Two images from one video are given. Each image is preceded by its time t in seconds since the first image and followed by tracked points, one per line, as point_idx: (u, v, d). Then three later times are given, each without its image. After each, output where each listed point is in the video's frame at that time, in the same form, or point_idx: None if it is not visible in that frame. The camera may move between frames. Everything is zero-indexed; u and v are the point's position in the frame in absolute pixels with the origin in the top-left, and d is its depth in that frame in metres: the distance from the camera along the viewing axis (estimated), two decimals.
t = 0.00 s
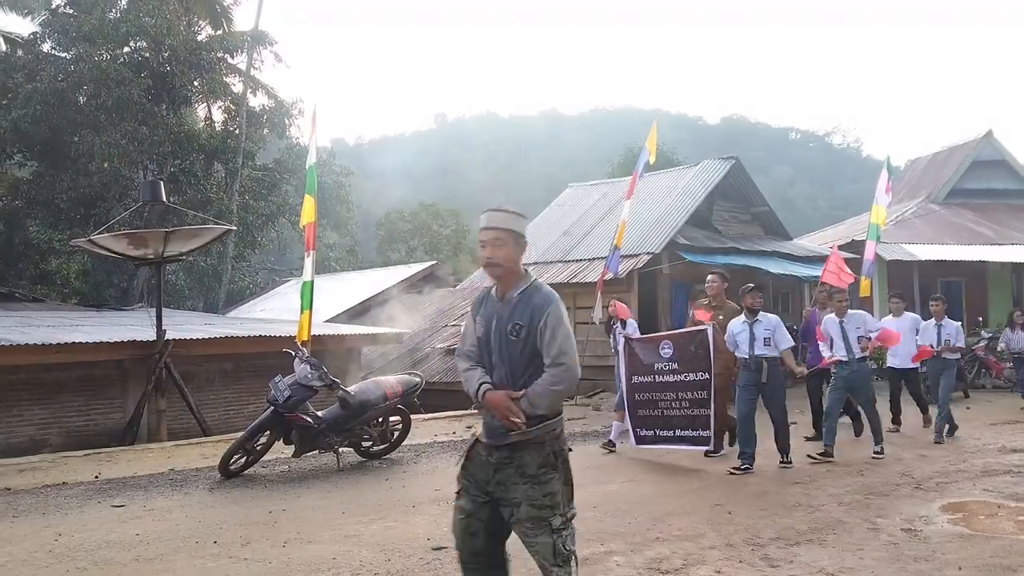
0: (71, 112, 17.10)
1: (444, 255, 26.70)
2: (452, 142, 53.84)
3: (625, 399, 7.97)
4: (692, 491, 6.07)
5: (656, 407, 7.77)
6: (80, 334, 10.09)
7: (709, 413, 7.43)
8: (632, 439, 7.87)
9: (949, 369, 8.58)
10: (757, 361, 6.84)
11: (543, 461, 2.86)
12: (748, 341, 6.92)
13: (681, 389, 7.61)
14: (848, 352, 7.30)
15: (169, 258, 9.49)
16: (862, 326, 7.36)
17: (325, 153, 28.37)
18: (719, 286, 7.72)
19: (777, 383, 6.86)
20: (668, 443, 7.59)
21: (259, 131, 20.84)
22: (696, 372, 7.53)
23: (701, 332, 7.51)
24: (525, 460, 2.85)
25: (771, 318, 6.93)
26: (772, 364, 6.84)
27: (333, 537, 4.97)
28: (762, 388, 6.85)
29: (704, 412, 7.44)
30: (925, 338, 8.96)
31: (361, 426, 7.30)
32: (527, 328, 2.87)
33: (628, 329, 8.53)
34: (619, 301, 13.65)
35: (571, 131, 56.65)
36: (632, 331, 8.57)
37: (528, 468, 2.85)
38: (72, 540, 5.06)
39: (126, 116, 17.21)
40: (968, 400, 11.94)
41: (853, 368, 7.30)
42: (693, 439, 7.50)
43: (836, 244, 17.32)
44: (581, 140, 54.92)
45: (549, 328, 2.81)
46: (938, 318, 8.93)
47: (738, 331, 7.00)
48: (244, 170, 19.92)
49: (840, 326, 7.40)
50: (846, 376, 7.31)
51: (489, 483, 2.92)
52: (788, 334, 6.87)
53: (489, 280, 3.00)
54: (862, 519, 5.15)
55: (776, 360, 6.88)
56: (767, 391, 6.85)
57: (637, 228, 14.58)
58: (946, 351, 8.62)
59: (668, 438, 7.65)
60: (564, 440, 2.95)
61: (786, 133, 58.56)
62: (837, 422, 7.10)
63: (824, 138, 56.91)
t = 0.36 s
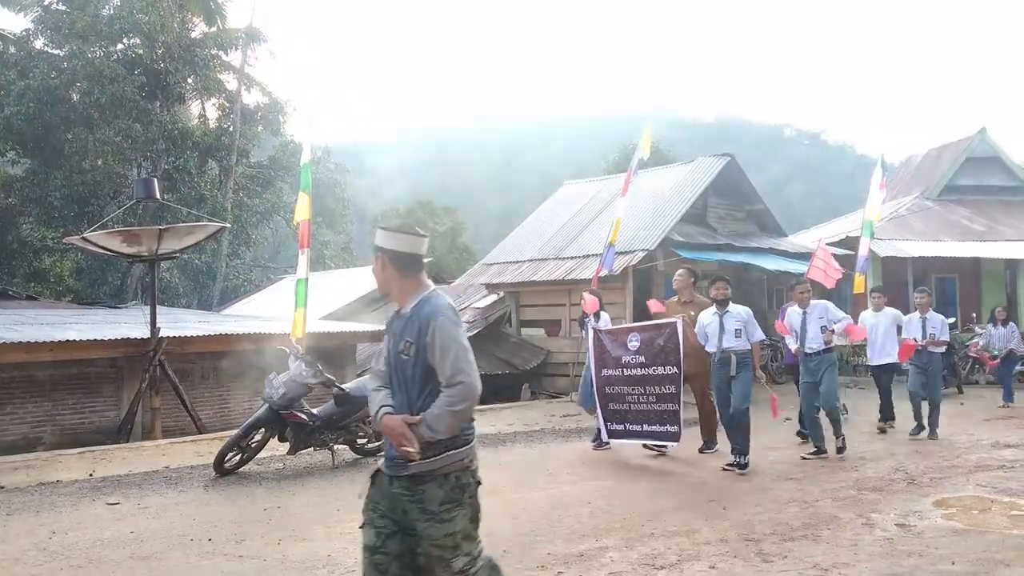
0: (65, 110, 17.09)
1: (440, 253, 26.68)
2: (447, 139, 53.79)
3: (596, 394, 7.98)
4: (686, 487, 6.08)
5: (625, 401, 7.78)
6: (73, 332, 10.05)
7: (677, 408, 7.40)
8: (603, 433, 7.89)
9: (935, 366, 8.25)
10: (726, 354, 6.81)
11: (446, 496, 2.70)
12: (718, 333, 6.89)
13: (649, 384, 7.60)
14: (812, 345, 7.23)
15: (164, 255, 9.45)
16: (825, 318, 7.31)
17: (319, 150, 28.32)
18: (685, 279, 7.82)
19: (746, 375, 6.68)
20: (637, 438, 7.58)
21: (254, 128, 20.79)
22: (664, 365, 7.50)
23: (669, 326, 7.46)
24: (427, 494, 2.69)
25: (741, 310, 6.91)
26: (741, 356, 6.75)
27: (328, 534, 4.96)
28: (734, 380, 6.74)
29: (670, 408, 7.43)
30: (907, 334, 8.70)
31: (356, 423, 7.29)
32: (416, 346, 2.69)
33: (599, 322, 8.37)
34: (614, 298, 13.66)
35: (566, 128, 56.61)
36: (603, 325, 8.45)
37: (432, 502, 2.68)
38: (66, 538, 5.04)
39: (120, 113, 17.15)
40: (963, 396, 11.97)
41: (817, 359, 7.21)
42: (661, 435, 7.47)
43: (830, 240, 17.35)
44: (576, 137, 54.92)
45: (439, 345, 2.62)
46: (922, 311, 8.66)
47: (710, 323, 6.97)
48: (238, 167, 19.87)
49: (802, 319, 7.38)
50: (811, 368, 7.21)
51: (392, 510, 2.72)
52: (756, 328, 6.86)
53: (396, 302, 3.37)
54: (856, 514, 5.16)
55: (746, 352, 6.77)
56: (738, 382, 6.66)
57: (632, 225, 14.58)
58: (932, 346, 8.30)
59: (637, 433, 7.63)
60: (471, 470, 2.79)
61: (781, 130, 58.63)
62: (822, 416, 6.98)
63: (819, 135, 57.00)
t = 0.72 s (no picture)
0: (70, 112, 17.16)
1: (444, 254, 26.69)
2: (450, 140, 53.82)
3: (572, 398, 7.69)
4: (689, 488, 6.08)
5: (600, 407, 7.50)
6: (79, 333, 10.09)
7: (652, 416, 7.12)
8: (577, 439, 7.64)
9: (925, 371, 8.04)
10: (700, 360, 6.51)
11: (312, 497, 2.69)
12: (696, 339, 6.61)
13: (625, 391, 7.30)
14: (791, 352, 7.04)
15: (168, 256, 9.47)
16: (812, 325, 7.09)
17: (324, 151, 28.36)
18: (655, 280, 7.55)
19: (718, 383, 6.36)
20: (610, 446, 7.33)
21: (258, 129, 20.83)
22: (642, 372, 7.19)
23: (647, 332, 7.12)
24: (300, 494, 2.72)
25: (722, 316, 6.63)
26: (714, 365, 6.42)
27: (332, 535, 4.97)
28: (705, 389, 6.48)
29: (647, 415, 7.15)
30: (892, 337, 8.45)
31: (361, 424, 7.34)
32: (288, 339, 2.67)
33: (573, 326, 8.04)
34: (617, 299, 13.66)
35: (570, 129, 56.57)
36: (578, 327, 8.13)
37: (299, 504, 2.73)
38: (71, 538, 5.06)
39: (125, 114, 17.20)
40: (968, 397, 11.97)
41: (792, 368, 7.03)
42: (634, 443, 7.20)
43: (834, 241, 17.34)
44: (579, 137, 54.90)
45: (301, 341, 2.60)
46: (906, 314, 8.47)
47: (692, 326, 6.76)
48: (242, 168, 19.93)
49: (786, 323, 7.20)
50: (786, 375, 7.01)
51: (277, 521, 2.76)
52: (737, 334, 6.51)
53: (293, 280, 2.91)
54: (860, 516, 5.15)
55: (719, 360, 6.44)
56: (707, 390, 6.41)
57: (635, 226, 14.57)
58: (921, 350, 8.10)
59: (610, 440, 7.38)
60: (349, 481, 2.70)
61: (785, 131, 58.57)
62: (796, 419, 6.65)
63: (823, 136, 56.91)
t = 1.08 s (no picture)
0: (69, 112, 17.14)
1: (444, 254, 26.67)
2: (450, 140, 53.79)
3: (541, 399, 7.40)
4: (689, 488, 6.07)
5: (570, 408, 7.22)
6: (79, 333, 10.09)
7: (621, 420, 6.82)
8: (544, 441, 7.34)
9: (910, 368, 7.92)
10: (678, 360, 6.33)
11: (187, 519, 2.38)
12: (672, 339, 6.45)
13: (596, 393, 7.02)
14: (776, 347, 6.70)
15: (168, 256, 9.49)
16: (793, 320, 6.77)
17: (324, 150, 28.33)
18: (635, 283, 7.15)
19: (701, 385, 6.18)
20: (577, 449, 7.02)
21: (257, 129, 20.82)
22: (614, 373, 6.91)
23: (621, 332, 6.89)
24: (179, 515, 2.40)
25: (697, 311, 6.38)
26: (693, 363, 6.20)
27: (333, 535, 4.97)
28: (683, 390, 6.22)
29: (614, 419, 6.87)
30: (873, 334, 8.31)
31: (360, 424, 7.33)
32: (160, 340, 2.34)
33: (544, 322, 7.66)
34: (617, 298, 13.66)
35: (570, 129, 56.53)
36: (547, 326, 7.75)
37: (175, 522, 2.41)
38: (70, 538, 5.05)
39: (124, 114, 17.18)
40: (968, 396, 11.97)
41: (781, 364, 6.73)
42: (599, 448, 6.93)
43: (834, 241, 17.35)
44: (579, 137, 54.86)
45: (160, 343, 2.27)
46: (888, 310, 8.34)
47: (666, 326, 6.54)
48: (241, 168, 19.92)
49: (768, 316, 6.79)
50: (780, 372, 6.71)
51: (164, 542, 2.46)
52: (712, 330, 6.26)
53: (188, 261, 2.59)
54: (860, 515, 5.14)
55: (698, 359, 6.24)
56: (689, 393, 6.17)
57: (635, 226, 14.56)
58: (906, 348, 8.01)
59: (578, 444, 7.08)
60: (223, 499, 2.37)
61: (785, 130, 58.55)
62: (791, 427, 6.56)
63: (823, 135, 56.88)
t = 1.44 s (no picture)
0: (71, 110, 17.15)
1: (444, 253, 26.67)
2: (451, 139, 53.78)
3: (512, 402, 7.28)
4: (690, 487, 6.06)
5: (544, 411, 7.10)
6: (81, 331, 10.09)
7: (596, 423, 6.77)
8: (518, 445, 7.23)
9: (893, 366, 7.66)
10: (645, 359, 6.03)
11: (93, 551, 2.13)
12: (637, 338, 6.11)
13: (569, 396, 6.93)
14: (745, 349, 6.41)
15: (169, 255, 9.50)
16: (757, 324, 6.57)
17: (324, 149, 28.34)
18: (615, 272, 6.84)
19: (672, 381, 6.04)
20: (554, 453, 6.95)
21: (258, 128, 20.84)
22: (585, 376, 6.82)
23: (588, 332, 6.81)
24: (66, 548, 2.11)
25: (664, 309, 6.13)
26: (663, 361, 6.01)
27: (334, 533, 4.97)
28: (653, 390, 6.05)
29: (591, 423, 6.79)
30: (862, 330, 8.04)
31: (362, 422, 7.32)
32: (56, 357, 2.08)
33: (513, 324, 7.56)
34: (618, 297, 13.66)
35: (571, 128, 56.51)
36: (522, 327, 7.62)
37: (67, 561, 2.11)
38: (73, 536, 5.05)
39: (124, 113, 17.18)
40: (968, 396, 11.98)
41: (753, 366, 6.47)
42: (577, 452, 6.86)
43: (835, 241, 17.34)
44: (580, 136, 54.83)
45: (68, 355, 2.03)
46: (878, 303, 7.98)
47: (630, 323, 6.23)
48: (242, 167, 19.91)
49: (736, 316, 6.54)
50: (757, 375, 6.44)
51: None
52: (681, 328, 6.07)
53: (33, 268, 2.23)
54: (861, 514, 5.14)
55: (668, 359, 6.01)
56: (658, 393, 6.01)
57: (636, 225, 14.57)
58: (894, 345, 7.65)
59: (554, 448, 7.00)
60: (132, 515, 2.20)
61: (786, 129, 58.48)
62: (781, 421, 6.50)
63: (825, 135, 56.85)
